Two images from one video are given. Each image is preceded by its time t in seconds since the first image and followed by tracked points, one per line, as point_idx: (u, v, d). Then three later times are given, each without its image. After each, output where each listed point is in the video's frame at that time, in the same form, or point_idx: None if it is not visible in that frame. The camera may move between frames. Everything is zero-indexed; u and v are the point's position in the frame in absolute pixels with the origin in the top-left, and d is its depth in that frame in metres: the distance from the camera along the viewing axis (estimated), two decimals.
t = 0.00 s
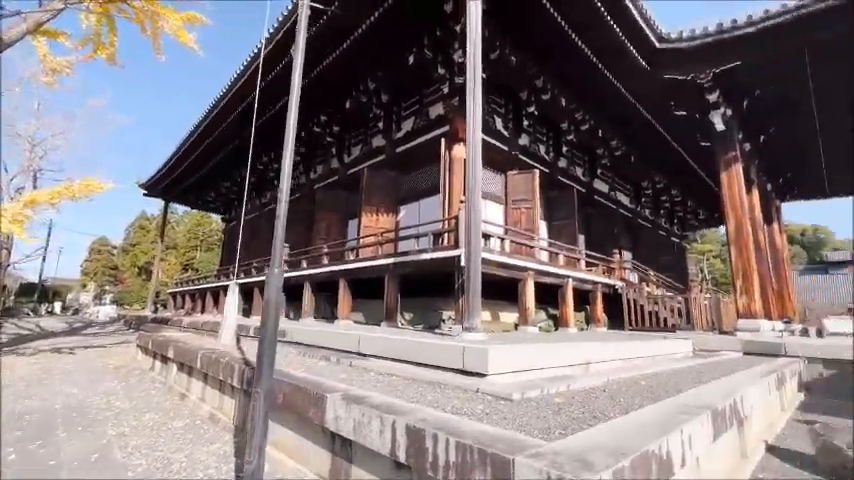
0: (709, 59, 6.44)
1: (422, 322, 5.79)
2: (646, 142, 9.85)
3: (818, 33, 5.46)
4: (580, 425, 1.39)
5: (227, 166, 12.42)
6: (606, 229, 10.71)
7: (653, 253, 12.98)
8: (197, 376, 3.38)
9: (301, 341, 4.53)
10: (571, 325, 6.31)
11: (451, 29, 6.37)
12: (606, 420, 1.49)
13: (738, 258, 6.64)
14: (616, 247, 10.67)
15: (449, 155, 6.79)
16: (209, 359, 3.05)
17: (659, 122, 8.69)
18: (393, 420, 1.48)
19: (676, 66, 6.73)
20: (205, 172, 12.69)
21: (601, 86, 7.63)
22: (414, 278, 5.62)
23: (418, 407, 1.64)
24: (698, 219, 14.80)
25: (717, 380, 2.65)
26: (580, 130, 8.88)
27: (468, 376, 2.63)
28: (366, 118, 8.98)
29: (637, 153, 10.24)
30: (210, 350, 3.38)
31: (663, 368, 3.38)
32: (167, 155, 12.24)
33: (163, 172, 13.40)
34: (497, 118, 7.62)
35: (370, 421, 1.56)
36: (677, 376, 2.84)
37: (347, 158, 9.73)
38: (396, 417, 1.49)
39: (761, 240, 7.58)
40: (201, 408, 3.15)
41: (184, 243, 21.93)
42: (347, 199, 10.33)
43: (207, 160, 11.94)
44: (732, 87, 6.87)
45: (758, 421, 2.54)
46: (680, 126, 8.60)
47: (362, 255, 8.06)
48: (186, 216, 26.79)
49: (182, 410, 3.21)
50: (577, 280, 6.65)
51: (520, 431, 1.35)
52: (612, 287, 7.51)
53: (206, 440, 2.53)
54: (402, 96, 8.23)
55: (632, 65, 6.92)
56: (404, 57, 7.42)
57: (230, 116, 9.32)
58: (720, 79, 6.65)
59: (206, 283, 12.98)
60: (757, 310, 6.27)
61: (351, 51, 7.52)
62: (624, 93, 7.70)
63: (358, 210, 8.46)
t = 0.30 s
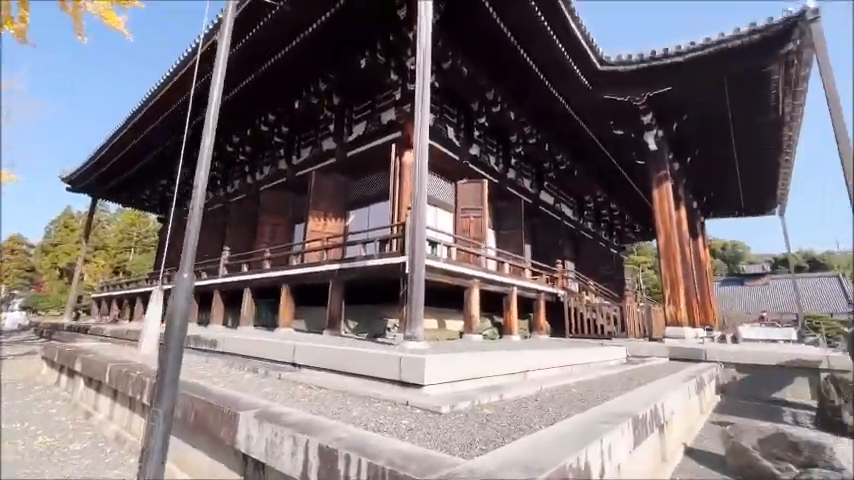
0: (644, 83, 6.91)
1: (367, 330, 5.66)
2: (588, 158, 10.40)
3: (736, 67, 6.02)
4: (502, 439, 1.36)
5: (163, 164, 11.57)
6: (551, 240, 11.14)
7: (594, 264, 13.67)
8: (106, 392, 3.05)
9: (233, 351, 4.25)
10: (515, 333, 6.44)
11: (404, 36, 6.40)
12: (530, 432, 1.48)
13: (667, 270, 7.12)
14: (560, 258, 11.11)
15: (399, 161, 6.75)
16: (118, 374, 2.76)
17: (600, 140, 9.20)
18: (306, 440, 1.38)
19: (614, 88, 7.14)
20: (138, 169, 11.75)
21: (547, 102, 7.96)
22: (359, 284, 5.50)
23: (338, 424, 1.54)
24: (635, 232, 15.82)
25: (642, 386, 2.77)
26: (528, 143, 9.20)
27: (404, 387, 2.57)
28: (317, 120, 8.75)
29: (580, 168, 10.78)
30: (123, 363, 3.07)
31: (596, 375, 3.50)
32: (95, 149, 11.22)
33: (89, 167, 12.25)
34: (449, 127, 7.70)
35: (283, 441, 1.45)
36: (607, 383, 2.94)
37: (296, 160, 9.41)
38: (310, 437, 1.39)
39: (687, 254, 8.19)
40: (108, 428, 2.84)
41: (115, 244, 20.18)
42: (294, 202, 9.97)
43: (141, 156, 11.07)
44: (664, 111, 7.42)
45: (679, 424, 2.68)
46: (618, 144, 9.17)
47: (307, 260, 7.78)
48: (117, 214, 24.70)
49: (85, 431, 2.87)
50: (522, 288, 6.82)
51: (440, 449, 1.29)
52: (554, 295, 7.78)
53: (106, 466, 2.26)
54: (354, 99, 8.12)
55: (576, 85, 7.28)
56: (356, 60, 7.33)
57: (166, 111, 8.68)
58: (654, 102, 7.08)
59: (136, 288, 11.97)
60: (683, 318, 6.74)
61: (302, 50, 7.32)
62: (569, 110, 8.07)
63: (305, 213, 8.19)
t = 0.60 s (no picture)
0: (594, 98, 7.21)
1: (317, 336, 5.49)
2: (544, 167, 10.72)
3: (677, 87, 6.42)
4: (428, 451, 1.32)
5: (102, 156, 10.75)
6: (506, 246, 11.38)
7: (548, 270, 14.08)
8: (9, 407, 2.74)
9: (167, 359, 3.96)
10: (468, 338, 6.47)
11: (362, 36, 6.34)
12: (460, 442, 1.45)
13: (613, 278, 7.43)
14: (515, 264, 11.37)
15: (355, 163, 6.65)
16: (22, 386, 2.48)
17: (555, 150, 9.52)
18: (212, 457, 1.26)
19: (567, 101, 7.41)
20: (73, 162, 10.85)
21: (504, 111, 8.14)
22: (310, 288, 5.32)
23: (256, 438, 1.44)
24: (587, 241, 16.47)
25: (582, 390, 2.84)
26: (486, 151, 9.35)
27: (344, 395, 2.48)
28: (272, 118, 8.46)
29: (536, 177, 11.10)
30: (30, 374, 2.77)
31: (542, 379, 3.56)
32: (21, 139, 10.24)
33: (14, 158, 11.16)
34: (408, 132, 7.68)
35: (189, 459, 1.33)
36: (550, 388, 2.98)
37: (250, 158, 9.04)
38: (217, 454, 1.28)
39: (632, 263, 8.60)
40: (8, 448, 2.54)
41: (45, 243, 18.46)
42: (246, 201, 9.56)
43: (76, 148, 10.21)
44: (613, 125, 7.78)
45: (616, 427, 2.76)
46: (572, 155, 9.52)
47: (257, 262, 7.45)
48: (50, 211, 22.73)
49: None
50: (476, 294, 6.87)
51: (359, 466, 1.23)
52: (508, 301, 7.91)
53: None
54: (311, 98, 7.93)
55: (531, 96, 7.49)
56: (313, 58, 7.16)
57: (103, 102, 8.08)
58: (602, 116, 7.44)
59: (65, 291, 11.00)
60: (627, 324, 7.06)
61: (257, 45, 7.06)
62: (525, 120, 8.29)
63: (256, 214, 7.86)
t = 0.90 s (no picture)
0: (553, 106, 7.40)
1: (266, 339, 5.30)
2: (506, 172, 10.91)
3: (629, 99, 6.71)
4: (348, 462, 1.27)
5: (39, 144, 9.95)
6: (467, 249, 11.48)
7: (509, 274, 14.33)
8: None
9: (95, 364, 3.68)
10: (426, 341, 6.44)
11: (323, 31, 6.20)
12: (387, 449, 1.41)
13: (569, 281, 7.63)
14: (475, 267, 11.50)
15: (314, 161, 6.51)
16: None
17: (516, 156, 9.71)
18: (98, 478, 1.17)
19: (528, 108, 7.56)
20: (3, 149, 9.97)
21: (467, 115, 8.20)
22: (261, 289, 5.12)
23: (161, 450, 1.38)
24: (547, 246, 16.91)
25: (527, 392, 2.85)
26: (450, 154, 9.39)
27: (284, 401, 2.38)
28: (228, 111, 8.11)
29: (498, 182, 11.28)
30: None
31: (492, 381, 3.56)
32: None
33: None
34: (370, 131, 7.57)
35: None
36: (496, 391, 2.98)
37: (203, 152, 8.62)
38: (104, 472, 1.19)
39: (588, 268, 8.88)
40: None
41: None
42: (198, 197, 9.11)
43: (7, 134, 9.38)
44: (570, 133, 8.01)
45: (560, 427, 2.80)
46: (532, 161, 9.74)
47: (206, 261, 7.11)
48: None
49: None
50: (435, 296, 6.85)
51: None
52: (467, 303, 7.97)
53: None
54: (270, 93, 7.67)
55: (493, 102, 7.60)
56: (272, 51, 6.93)
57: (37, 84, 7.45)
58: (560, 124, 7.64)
59: None
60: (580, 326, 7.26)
61: (212, 33, 6.75)
62: (487, 125, 8.40)
63: (207, 211, 7.50)
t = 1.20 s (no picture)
0: (520, 109, 7.49)
1: (218, 339, 5.04)
2: (474, 173, 10.97)
3: (593, 106, 6.89)
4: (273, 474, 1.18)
5: None
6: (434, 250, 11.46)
7: (476, 275, 14.44)
8: None
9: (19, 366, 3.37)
10: (389, 341, 6.34)
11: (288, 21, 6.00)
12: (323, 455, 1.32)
13: (532, 283, 7.73)
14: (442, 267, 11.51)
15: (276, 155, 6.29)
16: None
17: (484, 157, 9.78)
18: None
19: (496, 110, 7.61)
20: None
21: (436, 114, 8.18)
22: (214, 287, 4.88)
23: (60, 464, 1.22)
24: (514, 248, 17.16)
25: (482, 393, 2.81)
26: (418, 153, 9.34)
27: (224, 403, 2.24)
28: (186, 100, 7.71)
29: (467, 183, 11.33)
30: None
31: (450, 381, 3.52)
32: None
33: None
34: (336, 127, 7.41)
35: None
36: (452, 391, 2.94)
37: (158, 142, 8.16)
38: None
39: (551, 270, 9.05)
40: None
41: None
42: (151, 190, 8.62)
43: None
44: (537, 137, 8.14)
45: (514, 428, 2.78)
46: (500, 164, 9.84)
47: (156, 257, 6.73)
48: None
49: None
50: (399, 296, 6.77)
51: None
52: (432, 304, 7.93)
53: None
54: (232, 83, 7.35)
55: (462, 102, 7.61)
56: (234, 39, 6.64)
57: None
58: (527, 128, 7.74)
59: None
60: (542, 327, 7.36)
61: (168, 15, 6.40)
62: (456, 125, 8.40)
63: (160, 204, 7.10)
